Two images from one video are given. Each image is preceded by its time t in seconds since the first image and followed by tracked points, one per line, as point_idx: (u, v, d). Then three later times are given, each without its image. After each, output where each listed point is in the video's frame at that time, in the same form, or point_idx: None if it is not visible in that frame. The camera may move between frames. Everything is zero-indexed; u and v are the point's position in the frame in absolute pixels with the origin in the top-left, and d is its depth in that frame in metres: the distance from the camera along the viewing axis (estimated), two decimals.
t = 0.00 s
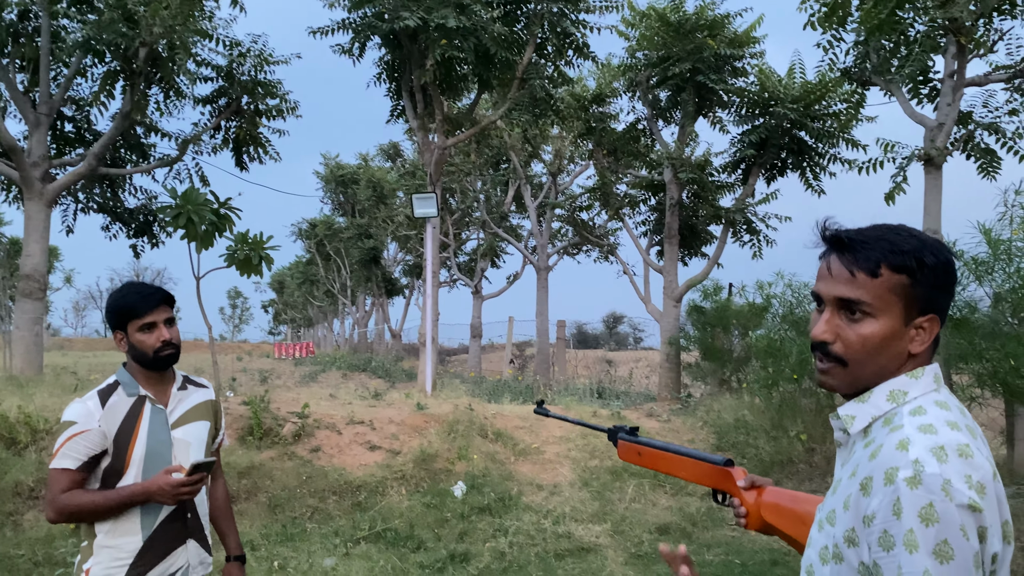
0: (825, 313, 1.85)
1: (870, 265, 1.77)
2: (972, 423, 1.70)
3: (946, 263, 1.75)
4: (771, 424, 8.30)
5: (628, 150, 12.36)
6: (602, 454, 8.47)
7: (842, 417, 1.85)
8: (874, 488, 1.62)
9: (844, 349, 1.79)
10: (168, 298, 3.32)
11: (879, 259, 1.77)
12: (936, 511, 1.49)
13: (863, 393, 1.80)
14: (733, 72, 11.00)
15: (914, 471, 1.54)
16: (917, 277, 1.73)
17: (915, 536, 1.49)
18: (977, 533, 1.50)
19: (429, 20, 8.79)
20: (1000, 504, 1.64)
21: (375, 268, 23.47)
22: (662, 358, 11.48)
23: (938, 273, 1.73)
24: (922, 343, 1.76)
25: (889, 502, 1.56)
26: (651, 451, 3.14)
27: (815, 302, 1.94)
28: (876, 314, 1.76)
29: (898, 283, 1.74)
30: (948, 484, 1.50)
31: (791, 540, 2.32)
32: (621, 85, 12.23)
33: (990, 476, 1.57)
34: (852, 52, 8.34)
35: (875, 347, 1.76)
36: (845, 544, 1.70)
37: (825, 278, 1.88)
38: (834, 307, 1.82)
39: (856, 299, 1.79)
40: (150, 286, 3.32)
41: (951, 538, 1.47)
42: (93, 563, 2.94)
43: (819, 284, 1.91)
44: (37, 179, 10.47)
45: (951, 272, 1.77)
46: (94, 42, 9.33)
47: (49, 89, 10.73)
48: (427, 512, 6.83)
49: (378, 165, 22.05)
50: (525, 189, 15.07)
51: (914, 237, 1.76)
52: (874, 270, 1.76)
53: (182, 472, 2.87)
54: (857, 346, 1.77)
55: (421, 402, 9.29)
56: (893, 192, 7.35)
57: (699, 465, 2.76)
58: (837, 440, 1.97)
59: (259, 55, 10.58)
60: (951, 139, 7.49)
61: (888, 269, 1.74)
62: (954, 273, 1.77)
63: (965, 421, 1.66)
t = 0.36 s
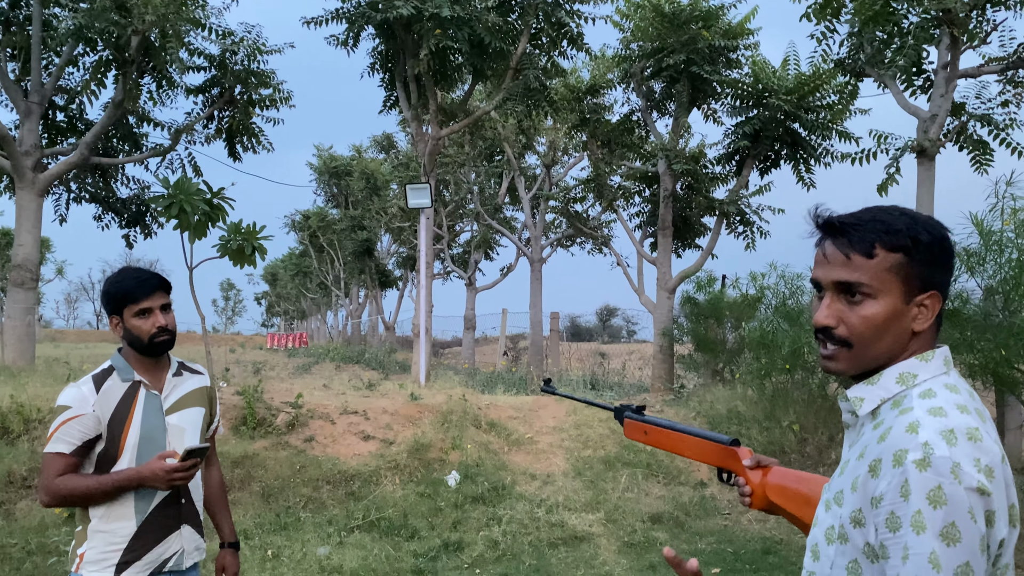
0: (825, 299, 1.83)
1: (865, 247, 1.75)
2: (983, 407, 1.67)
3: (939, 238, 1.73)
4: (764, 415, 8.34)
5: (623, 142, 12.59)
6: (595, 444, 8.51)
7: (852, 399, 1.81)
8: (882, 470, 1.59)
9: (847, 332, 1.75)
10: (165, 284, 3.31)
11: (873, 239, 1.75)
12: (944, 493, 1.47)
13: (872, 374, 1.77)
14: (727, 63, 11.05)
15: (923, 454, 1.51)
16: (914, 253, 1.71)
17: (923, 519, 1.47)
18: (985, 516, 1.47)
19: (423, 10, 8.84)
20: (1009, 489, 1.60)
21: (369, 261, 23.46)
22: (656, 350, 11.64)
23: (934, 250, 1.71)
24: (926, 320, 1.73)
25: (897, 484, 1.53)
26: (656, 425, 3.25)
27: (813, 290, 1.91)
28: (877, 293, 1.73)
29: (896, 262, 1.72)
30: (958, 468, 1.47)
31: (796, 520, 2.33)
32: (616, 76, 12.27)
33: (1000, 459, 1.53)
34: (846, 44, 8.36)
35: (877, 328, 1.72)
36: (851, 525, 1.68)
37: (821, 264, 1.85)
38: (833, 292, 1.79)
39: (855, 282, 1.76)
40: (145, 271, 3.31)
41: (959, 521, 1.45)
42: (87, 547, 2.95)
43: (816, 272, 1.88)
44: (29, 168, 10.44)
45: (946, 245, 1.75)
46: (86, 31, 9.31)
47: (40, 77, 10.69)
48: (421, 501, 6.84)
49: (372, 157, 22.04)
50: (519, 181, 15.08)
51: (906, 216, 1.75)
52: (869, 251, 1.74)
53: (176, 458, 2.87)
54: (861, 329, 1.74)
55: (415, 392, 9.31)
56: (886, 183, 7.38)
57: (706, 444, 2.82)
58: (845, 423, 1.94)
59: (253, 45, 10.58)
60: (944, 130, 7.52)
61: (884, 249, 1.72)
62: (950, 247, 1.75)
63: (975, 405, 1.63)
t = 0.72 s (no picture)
0: (834, 289, 1.79)
1: (879, 241, 1.70)
2: (984, 401, 1.66)
3: (958, 236, 1.67)
4: (758, 407, 8.36)
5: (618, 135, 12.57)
6: (590, 436, 8.54)
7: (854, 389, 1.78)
8: (883, 462, 1.57)
9: (854, 325, 1.72)
10: (158, 275, 3.30)
11: (890, 233, 1.69)
12: (945, 487, 1.45)
13: (876, 366, 1.74)
14: (723, 56, 11.06)
15: (925, 447, 1.49)
16: (929, 251, 1.65)
17: (923, 511, 1.44)
18: (984, 511, 1.46)
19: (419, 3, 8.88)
20: (1009, 484, 1.59)
21: (363, 253, 23.45)
22: (651, 342, 11.75)
23: (950, 248, 1.66)
24: (936, 317, 1.69)
25: (898, 475, 1.51)
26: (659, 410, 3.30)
27: (824, 278, 1.87)
28: (888, 289, 1.69)
29: (910, 258, 1.66)
30: (959, 461, 1.45)
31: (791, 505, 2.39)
32: (611, 69, 12.28)
33: (1000, 455, 1.52)
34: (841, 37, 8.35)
35: (885, 323, 1.69)
36: (850, 515, 1.65)
37: (834, 254, 1.80)
38: (844, 283, 1.75)
39: (867, 275, 1.71)
40: (139, 263, 3.30)
41: (958, 514, 1.43)
42: (80, 538, 2.94)
43: (828, 260, 1.84)
44: (22, 160, 10.40)
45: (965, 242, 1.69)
46: (79, 21, 9.26)
47: (33, 68, 10.62)
48: (416, 493, 6.86)
49: (367, 150, 22.00)
50: (514, 174, 15.08)
51: (925, 210, 1.69)
52: (884, 246, 1.69)
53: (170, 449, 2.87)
54: (869, 323, 1.70)
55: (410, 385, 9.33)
56: (881, 176, 7.39)
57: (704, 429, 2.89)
58: (847, 412, 1.91)
59: (247, 37, 10.54)
60: (939, 124, 7.53)
61: (899, 245, 1.67)
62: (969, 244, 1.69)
63: (978, 400, 1.61)
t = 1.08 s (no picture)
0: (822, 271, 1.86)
1: (849, 225, 1.76)
2: (987, 395, 1.62)
3: (928, 228, 1.63)
4: (754, 399, 8.39)
5: (615, 127, 12.68)
6: (587, 428, 8.56)
7: (855, 379, 1.78)
8: (880, 454, 1.57)
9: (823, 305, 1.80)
10: (156, 266, 3.29)
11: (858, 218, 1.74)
12: (938, 480, 1.44)
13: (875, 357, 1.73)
14: (720, 48, 11.04)
15: (919, 440, 1.48)
16: (886, 237, 1.67)
17: (916, 505, 1.44)
18: (981, 503, 1.43)
19: None
20: (1007, 475, 1.56)
21: (360, 246, 23.42)
22: (648, 334, 11.79)
23: (915, 238, 1.64)
24: (899, 307, 1.68)
25: (893, 469, 1.51)
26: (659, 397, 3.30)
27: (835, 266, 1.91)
28: (847, 272, 1.73)
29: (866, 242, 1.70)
30: (952, 454, 1.44)
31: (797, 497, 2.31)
32: (609, 61, 12.28)
33: (997, 446, 1.49)
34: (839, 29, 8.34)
35: (848, 306, 1.73)
36: (849, 507, 1.66)
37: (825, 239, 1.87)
38: (823, 265, 1.82)
39: (835, 258, 1.78)
40: (136, 254, 3.29)
41: (953, 507, 1.42)
42: (78, 530, 2.94)
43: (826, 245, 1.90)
44: (17, 152, 10.37)
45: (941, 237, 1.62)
46: (74, 12, 9.22)
47: (28, 59, 10.57)
48: (413, 485, 6.87)
49: (364, 142, 21.96)
50: (511, 166, 15.07)
51: (902, 199, 1.69)
52: (851, 230, 1.74)
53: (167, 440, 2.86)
54: (833, 304, 1.76)
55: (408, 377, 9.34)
56: (878, 169, 7.39)
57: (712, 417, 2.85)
58: (849, 402, 1.90)
59: (243, 28, 10.48)
60: (936, 116, 7.53)
61: (859, 230, 1.71)
62: (944, 239, 1.61)
63: (978, 393, 1.58)
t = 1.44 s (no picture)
0: (827, 267, 1.80)
1: (869, 219, 1.71)
2: (981, 384, 1.62)
3: (950, 220, 1.64)
4: (753, 392, 8.41)
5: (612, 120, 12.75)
6: (585, 422, 8.57)
7: (851, 371, 1.78)
8: (863, 442, 1.57)
9: (842, 302, 1.73)
10: (155, 260, 3.28)
11: (880, 212, 1.69)
12: (913, 468, 1.44)
13: (874, 348, 1.73)
14: (719, 41, 11.01)
15: (898, 428, 1.48)
16: (914, 231, 1.65)
17: (884, 490, 1.45)
18: (957, 495, 1.42)
19: None
20: (1002, 469, 1.53)
21: (358, 240, 23.38)
22: (647, 328, 11.79)
23: (940, 231, 1.63)
24: (927, 300, 1.66)
25: (871, 455, 1.52)
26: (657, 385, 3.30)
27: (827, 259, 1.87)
28: (876, 267, 1.68)
29: (896, 237, 1.66)
30: (929, 443, 1.43)
31: (803, 487, 2.36)
32: (607, 54, 12.27)
33: (986, 439, 1.47)
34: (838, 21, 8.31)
35: (874, 301, 1.68)
36: (836, 495, 1.66)
37: (829, 231, 1.82)
38: (837, 259, 1.76)
39: (855, 253, 1.72)
40: (135, 247, 3.27)
41: (922, 496, 1.41)
42: (77, 523, 2.94)
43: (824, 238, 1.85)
44: (14, 145, 10.34)
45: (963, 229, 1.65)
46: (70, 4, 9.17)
47: (24, 52, 10.51)
48: (412, 478, 6.88)
49: (361, 135, 21.90)
50: (510, 160, 15.04)
51: (920, 191, 1.67)
52: (873, 224, 1.69)
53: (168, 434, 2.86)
54: (856, 301, 1.70)
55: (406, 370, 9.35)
56: (877, 162, 7.39)
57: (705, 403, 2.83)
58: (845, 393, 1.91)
59: (239, 21, 10.43)
60: (935, 109, 7.52)
61: (887, 223, 1.67)
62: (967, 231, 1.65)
63: (972, 382, 1.57)
